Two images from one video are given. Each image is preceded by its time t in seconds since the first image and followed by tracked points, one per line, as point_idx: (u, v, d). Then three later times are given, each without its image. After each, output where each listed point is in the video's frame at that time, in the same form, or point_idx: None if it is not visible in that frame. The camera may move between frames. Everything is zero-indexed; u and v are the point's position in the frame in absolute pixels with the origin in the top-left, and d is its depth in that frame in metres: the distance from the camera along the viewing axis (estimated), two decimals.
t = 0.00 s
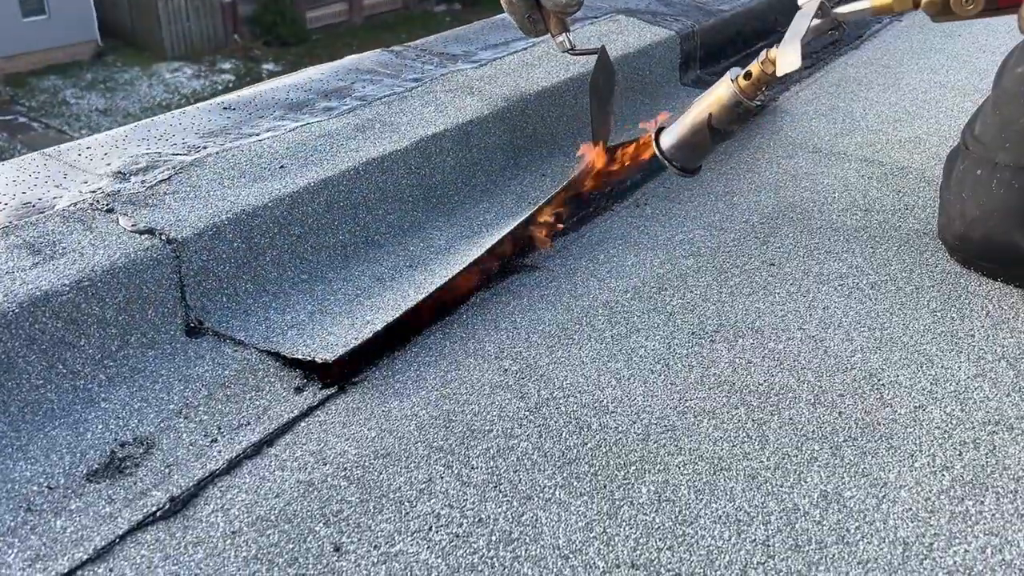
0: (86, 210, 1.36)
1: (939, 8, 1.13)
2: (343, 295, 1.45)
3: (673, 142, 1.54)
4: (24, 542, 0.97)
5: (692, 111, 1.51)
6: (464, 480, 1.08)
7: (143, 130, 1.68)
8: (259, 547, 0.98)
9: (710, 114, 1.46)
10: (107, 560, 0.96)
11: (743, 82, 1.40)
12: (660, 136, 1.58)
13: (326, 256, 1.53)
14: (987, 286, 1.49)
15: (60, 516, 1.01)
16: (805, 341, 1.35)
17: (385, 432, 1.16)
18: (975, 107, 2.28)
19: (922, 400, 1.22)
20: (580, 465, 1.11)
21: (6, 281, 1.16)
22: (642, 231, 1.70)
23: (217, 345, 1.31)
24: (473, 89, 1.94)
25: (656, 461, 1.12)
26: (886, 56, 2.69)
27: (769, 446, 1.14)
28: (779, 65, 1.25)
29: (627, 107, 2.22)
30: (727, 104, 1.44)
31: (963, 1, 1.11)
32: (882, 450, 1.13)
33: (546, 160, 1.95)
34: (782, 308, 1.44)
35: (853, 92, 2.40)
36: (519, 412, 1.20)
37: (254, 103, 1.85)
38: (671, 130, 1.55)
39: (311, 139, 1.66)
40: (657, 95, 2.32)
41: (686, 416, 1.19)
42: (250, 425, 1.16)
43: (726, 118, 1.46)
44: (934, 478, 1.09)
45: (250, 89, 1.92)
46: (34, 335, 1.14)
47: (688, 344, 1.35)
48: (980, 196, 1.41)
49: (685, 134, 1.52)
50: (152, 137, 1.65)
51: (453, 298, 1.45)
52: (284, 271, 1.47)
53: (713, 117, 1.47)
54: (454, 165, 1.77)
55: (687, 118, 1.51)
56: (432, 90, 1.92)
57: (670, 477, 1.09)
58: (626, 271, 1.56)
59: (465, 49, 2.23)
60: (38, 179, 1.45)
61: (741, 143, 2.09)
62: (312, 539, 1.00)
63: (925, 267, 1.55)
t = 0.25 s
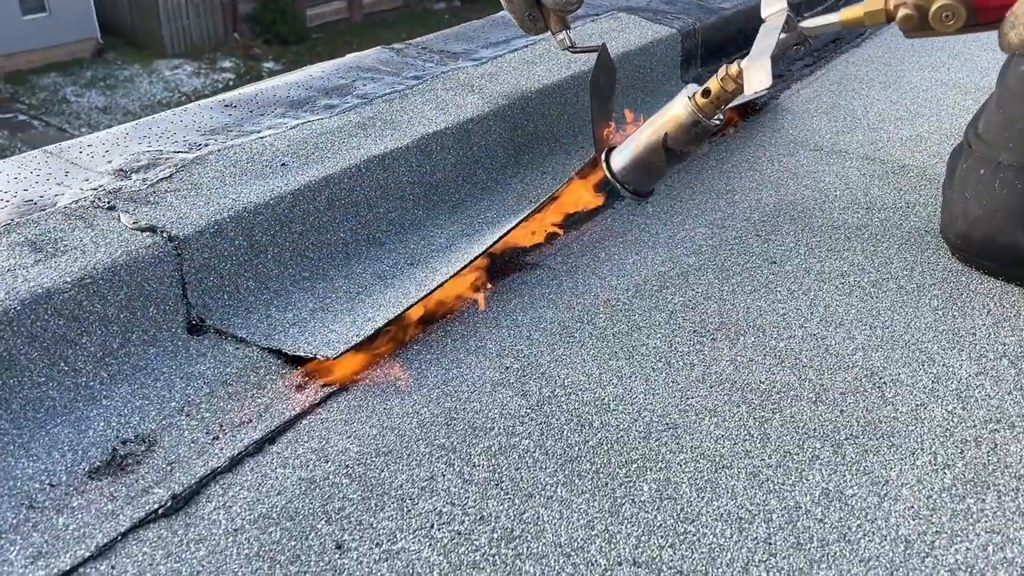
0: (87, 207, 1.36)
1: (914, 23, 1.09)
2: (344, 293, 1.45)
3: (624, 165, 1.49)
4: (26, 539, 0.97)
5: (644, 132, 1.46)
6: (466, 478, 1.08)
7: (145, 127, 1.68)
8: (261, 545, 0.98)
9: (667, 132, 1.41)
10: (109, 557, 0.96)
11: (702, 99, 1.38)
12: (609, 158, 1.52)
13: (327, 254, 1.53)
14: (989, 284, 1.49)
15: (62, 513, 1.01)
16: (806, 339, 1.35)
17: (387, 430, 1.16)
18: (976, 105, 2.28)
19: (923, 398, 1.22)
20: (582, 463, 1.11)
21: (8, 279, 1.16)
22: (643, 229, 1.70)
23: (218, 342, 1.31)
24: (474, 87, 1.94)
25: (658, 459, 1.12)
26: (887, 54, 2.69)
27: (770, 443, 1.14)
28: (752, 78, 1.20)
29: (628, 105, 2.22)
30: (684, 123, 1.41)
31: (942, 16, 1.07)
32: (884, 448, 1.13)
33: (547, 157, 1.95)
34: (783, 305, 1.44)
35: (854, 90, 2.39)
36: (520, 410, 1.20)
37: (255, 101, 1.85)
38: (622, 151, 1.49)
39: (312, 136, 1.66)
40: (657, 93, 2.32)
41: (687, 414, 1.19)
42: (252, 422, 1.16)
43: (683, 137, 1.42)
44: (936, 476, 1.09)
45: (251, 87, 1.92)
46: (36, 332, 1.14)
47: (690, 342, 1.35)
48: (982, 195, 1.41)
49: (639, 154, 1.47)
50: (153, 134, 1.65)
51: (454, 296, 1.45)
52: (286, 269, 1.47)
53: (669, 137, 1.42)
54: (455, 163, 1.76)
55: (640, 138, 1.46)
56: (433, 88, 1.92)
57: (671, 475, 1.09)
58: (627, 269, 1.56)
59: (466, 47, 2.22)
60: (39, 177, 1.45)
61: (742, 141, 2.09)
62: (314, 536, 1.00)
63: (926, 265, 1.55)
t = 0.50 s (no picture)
0: (90, 205, 1.36)
1: (897, 45, 0.97)
2: (347, 291, 1.45)
3: (589, 193, 1.36)
4: (30, 537, 0.97)
5: (610, 158, 1.34)
6: (469, 476, 1.08)
7: (147, 125, 1.68)
8: (265, 542, 0.98)
9: (635, 158, 1.30)
10: (113, 554, 0.96)
11: (670, 124, 1.27)
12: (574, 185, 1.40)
13: (330, 252, 1.53)
14: (991, 282, 1.49)
15: (66, 510, 1.01)
16: (809, 337, 1.35)
17: (390, 428, 1.16)
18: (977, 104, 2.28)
19: (926, 397, 1.22)
20: (584, 460, 1.11)
21: (10, 277, 1.16)
22: (645, 227, 1.70)
23: (221, 340, 1.31)
24: (476, 85, 1.94)
25: (660, 457, 1.12)
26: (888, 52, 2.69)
27: (773, 441, 1.14)
28: (727, 104, 1.06)
29: (629, 103, 2.22)
30: (652, 149, 1.30)
31: (927, 36, 0.94)
32: (886, 446, 1.13)
33: (548, 156, 1.95)
34: (785, 304, 1.44)
35: (855, 89, 2.40)
36: (523, 408, 1.20)
37: (257, 99, 1.85)
38: (586, 178, 1.37)
39: (315, 135, 1.66)
40: (659, 91, 2.32)
41: (689, 412, 1.20)
42: (255, 420, 1.17)
43: (651, 164, 1.31)
44: (938, 474, 1.09)
45: (252, 85, 1.92)
46: (39, 330, 1.14)
47: (692, 340, 1.35)
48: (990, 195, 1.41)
49: (605, 183, 1.35)
50: (156, 132, 1.65)
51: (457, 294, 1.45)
52: (288, 267, 1.47)
53: (637, 163, 1.31)
54: (457, 161, 1.76)
55: (606, 165, 1.34)
56: (434, 87, 1.92)
57: (674, 473, 1.09)
58: (629, 267, 1.56)
59: (467, 45, 2.22)
60: (42, 175, 1.45)
61: (744, 139, 2.09)
62: (317, 534, 1.00)
63: (928, 264, 1.55)
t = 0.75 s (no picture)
0: (92, 203, 1.36)
1: (883, 70, 0.93)
2: (348, 290, 1.45)
3: (563, 222, 1.30)
4: (32, 534, 0.97)
5: (583, 185, 1.28)
6: (471, 474, 1.08)
7: (148, 124, 1.68)
8: (267, 540, 0.98)
9: (608, 188, 1.24)
10: (115, 552, 0.97)
11: (645, 152, 1.21)
12: (546, 212, 1.34)
13: (331, 251, 1.53)
14: (993, 281, 1.49)
15: (67, 508, 1.01)
16: (810, 336, 1.35)
17: (392, 426, 1.16)
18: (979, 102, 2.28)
19: (928, 395, 1.22)
20: (586, 459, 1.11)
21: (12, 275, 1.16)
22: (647, 225, 1.70)
23: (223, 339, 1.31)
24: (477, 84, 1.94)
25: (662, 455, 1.12)
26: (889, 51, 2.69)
27: (775, 439, 1.14)
28: (704, 134, 1.00)
29: (630, 102, 2.22)
30: (626, 178, 1.24)
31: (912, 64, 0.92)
32: (888, 445, 1.13)
33: (550, 154, 1.95)
34: (787, 302, 1.44)
35: (857, 87, 2.39)
36: (525, 406, 1.20)
37: (258, 98, 1.84)
38: (559, 206, 1.31)
39: (316, 133, 1.66)
40: (660, 90, 2.32)
41: (691, 411, 1.20)
42: (257, 418, 1.17)
43: (625, 193, 1.25)
44: (940, 472, 1.09)
45: (253, 83, 1.92)
46: (41, 328, 1.14)
47: (694, 338, 1.35)
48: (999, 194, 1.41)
49: (577, 211, 1.29)
50: (157, 131, 1.65)
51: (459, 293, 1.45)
52: (290, 265, 1.47)
53: (611, 192, 1.25)
54: (458, 159, 1.76)
55: (579, 193, 1.28)
56: (436, 85, 1.92)
57: (676, 471, 1.09)
58: (631, 266, 1.56)
59: (469, 44, 2.22)
60: (43, 173, 1.45)
61: (745, 138, 2.09)
62: (320, 532, 1.00)
63: (929, 262, 1.55)
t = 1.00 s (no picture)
0: (91, 203, 1.36)
1: (903, 72, 0.99)
2: (347, 289, 1.45)
3: (576, 220, 1.31)
4: (30, 534, 0.97)
5: (597, 184, 1.28)
6: (469, 474, 1.08)
7: (147, 123, 1.68)
8: (265, 540, 0.98)
9: (622, 188, 1.24)
10: (113, 552, 0.96)
11: (660, 152, 1.21)
12: (559, 212, 1.34)
13: (330, 250, 1.53)
14: (992, 281, 1.49)
15: (66, 508, 1.01)
16: (809, 336, 1.35)
17: (390, 425, 1.16)
18: (978, 102, 2.28)
19: (927, 395, 1.22)
20: (584, 458, 1.11)
21: (11, 274, 1.16)
22: (646, 224, 1.70)
23: (221, 338, 1.31)
24: (476, 83, 1.94)
25: (661, 455, 1.12)
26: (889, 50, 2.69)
27: (773, 439, 1.14)
28: (717, 134, 1.01)
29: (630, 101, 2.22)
30: (640, 178, 1.24)
31: (933, 66, 0.97)
32: (887, 445, 1.13)
33: (549, 154, 1.95)
34: (786, 302, 1.44)
35: (856, 87, 2.39)
36: (523, 406, 1.20)
37: (256, 97, 1.84)
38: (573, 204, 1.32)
39: (315, 132, 1.66)
40: (659, 89, 2.32)
41: (690, 410, 1.20)
42: (255, 417, 1.17)
43: (639, 195, 1.25)
44: (938, 472, 1.09)
45: (252, 82, 1.92)
46: (39, 327, 1.14)
47: (693, 338, 1.35)
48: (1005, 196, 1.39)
49: (591, 211, 1.29)
50: (156, 130, 1.65)
51: (460, 292, 1.46)
52: (288, 265, 1.47)
53: (624, 192, 1.25)
54: (457, 159, 1.76)
55: (593, 192, 1.28)
56: (435, 84, 1.92)
57: (674, 471, 1.09)
58: (630, 265, 1.56)
59: (468, 43, 2.22)
60: (42, 172, 1.45)
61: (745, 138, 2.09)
62: (318, 532, 1.00)
63: (929, 262, 1.55)
